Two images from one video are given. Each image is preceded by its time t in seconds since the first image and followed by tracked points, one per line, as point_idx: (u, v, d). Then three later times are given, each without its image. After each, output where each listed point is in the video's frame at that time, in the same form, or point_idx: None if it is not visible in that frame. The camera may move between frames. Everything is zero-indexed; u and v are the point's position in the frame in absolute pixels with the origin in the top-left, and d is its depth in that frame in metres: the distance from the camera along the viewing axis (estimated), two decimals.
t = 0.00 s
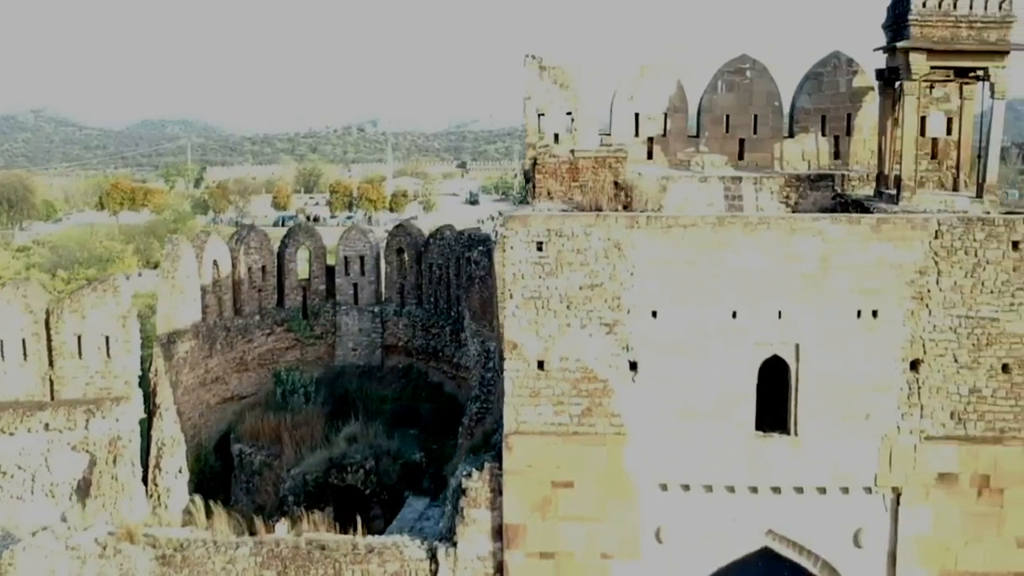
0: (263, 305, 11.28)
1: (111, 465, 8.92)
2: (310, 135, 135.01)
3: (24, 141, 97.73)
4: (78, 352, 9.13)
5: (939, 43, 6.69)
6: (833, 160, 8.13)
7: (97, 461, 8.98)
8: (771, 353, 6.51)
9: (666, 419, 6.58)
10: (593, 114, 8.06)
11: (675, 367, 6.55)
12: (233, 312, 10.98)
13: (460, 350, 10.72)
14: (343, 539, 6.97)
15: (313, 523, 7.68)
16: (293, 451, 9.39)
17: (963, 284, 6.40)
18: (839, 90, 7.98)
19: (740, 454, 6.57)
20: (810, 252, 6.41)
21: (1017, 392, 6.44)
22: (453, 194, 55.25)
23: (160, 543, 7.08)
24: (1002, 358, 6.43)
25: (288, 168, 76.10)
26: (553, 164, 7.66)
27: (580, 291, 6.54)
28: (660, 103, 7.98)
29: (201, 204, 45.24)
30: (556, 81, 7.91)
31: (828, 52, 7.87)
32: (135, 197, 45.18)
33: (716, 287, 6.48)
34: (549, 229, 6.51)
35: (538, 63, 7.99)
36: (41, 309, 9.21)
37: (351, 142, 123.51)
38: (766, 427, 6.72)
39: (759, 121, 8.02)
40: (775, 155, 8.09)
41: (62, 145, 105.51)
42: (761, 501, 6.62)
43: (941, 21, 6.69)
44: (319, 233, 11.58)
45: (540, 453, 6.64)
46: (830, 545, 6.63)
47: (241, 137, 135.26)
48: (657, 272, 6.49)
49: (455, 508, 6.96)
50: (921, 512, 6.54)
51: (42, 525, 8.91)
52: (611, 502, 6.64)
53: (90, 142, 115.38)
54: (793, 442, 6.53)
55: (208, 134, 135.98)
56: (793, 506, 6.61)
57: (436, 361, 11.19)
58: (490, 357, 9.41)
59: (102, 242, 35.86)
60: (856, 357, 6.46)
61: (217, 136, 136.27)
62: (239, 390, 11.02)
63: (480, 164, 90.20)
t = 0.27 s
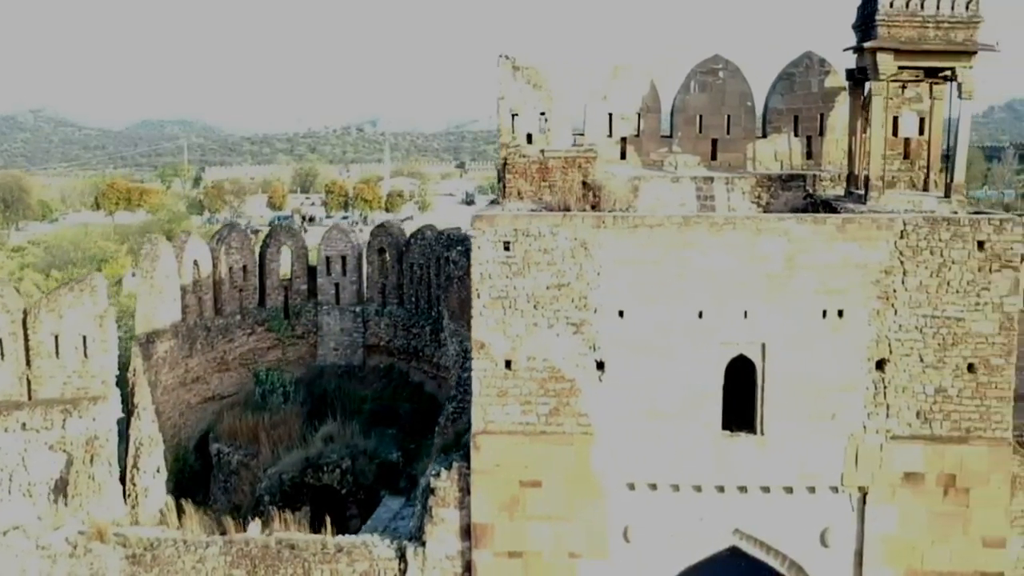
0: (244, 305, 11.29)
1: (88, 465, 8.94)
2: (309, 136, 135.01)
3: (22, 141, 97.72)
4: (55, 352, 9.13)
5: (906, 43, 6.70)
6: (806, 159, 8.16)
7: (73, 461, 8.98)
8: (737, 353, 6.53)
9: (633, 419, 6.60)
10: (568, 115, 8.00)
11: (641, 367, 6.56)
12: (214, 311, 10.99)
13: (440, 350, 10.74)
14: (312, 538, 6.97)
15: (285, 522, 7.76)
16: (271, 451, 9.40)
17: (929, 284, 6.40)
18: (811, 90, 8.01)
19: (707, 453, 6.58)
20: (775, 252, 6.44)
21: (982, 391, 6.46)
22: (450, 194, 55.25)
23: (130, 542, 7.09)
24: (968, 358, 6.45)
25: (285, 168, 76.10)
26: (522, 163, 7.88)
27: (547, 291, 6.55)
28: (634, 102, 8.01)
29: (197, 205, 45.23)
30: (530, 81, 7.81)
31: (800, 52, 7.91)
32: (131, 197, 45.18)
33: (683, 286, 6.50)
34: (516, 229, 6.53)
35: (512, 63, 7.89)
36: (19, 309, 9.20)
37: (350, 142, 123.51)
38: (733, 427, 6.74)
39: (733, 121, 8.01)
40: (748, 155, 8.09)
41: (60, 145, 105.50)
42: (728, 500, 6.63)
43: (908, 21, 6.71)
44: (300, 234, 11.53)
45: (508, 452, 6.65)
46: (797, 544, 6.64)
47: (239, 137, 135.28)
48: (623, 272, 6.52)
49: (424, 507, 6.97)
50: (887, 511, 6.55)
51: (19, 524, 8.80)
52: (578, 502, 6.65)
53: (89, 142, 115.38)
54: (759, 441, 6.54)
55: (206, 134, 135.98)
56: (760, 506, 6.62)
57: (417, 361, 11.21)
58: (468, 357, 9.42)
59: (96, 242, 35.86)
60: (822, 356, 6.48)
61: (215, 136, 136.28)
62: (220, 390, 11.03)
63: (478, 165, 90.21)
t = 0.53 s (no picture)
0: (226, 305, 11.30)
1: (66, 465, 8.90)
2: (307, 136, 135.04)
3: (20, 142, 97.60)
4: (33, 352, 9.14)
5: (874, 43, 6.71)
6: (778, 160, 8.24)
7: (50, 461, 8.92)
8: (704, 353, 6.55)
9: (601, 419, 6.60)
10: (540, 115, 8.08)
11: (609, 367, 6.57)
12: (194, 311, 11.01)
13: (421, 350, 10.76)
14: (282, 538, 6.99)
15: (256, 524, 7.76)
16: (248, 451, 9.43)
17: (894, 284, 6.41)
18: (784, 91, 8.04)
19: (674, 453, 6.60)
20: (741, 252, 6.46)
21: (949, 391, 6.46)
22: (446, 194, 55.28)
23: (101, 542, 7.09)
24: (934, 358, 6.45)
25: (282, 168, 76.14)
26: (493, 164, 8.01)
27: (515, 291, 6.56)
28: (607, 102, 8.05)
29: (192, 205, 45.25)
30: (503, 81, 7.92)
31: (772, 53, 7.94)
32: (126, 197, 45.21)
33: (650, 286, 6.51)
34: (483, 229, 6.53)
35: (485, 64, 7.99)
36: None
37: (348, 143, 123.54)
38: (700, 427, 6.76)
39: (706, 121, 8.05)
40: (721, 155, 8.12)
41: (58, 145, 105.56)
42: (695, 500, 6.65)
43: (875, 22, 6.71)
44: (282, 233, 11.63)
45: (475, 452, 6.66)
46: (764, 544, 6.66)
47: (237, 137, 135.27)
48: (591, 272, 6.51)
49: (393, 507, 6.99)
50: (854, 511, 6.56)
51: None
52: (545, 502, 6.66)
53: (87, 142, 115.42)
54: (726, 441, 6.56)
55: (205, 135, 136.04)
56: (727, 506, 6.64)
57: (398, 361, 11.23)
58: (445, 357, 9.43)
59: (90, 242, 35.88)
60: (788, 357, 6.50)
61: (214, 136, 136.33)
62: (201, 390, 11.05)
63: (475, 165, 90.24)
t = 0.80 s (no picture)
0: (207, 305, 11.31)
1: (42, 465, 8.96)
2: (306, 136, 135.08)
3: (19, 142, 97.65)
4: (10, 352, 9.17)
5: (840, 44, 6.73)
6: (751, 161, 8.26)
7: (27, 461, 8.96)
8: (671, 353, 6.57)
9: (568, 419, 6.62)
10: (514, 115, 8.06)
11: (577, 367, 6.59)
12: (175, 312, 11.03)
13: (401, 351, 10.78)
14: (252, 538, 7.01)
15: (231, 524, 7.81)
16: (226, 450, 9.46)
17: (860, 284, 6.42)
18: (757, 91, 8.06)
19: (641, 453, 6.62)
20: (707, 252, 6.49)
21: (915, 392, 6.47)
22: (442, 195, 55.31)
23: (71, 542, 7.11)
24: (900, 358, 6.46)
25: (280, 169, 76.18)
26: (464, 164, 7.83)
27: (482, 291, 6.56)
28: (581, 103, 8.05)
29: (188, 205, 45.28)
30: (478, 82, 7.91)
31: (745, 54, 7.98)
32: (122, 197, 45.25)
33: (617, 286, 6.53)
34: (450, 229, 6.53)
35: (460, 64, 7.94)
36: None
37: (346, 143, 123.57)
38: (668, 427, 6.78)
39: (678, 122, 8.09)
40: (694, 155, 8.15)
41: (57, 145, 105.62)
42: (662, 499, 6.67)
43: (842, 22, 6.73)
44: (263, 233, 11.51)
45: (443, 452, 6.66)
46: (731, 544, 6.68)
47: (236, 137, 135.29)
48: (558, 272, 6.53)
49: (363, 507, 7.01)
50: (821, 511, 6.57)
51: None
52: (513, 502, 6.67)
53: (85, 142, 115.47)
54: (692, 441, 6.59)
55: (203, 135, 136.10)
56: (694, 506, 6.66)
57: (379, 361, 11.26)
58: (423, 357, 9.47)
59: (85, 243, 35.90)
60: (755, 357, 6.52)
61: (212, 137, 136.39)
62: (183, 390, 11.08)
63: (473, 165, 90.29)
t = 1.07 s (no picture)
0: (188, 305, 11.33)
1: (21, 464, 8.85)
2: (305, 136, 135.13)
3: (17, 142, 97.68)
4: None
5: (808, 44, 6.74)
6: (724, 161, 8.26)
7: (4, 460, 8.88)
8: (638, 352, 6.59)
9: (535, 418, 6.64)
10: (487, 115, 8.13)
11: (544, 366, 6.60)
12: (156, 311, 11.06)
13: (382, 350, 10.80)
14: (222, 537, 7.03)
15: (205, 524, 7.81)
16: (204, 450, 9.49)
17: (825, 284, 6.45)
18: (729, 91, 8.08)
19: (609, 452, 6.64)
20: (674, 252, 6.50)
21: (881, 391, 6.48)
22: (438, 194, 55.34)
23: (42, 541, 7.15)
24: (866, 357, 6.47)
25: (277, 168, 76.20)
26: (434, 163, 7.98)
27: (449, 291, 6.57)
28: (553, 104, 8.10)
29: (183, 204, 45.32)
30: (451, 82, 7.98)
31: (717, 55, 8.00)
32: (118, 197, 45.28)
33: (584, 286, 6.55)
34: (418, 229, 6.54)
35: (433, 65, 8.03)
36: None
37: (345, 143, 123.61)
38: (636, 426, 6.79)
39: (651, 122, 8.13)
40: (667, 155, 8.19)
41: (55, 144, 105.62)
42: (630, 498, 6.69)
43: (809, 23, 6.75)
44: (245, 233, 11.60)
45: (411, 452, 6.67)
46: (698, 542, 6.70)
47: (235, 137, 135.31)
48: (525, 272, 6.54)
49: (333, 506, 7.03)
50: (787, 510, 6.59)
51: None
52: (481, 501, 6.68)
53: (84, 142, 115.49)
54: (659, 440, 6.60)
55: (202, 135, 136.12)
56: (662, 505, 6.68)
57: (361, 361, 11.28)
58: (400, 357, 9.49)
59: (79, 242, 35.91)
60: (721, 357, 6.54)
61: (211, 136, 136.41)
62: (164, 390, 11.09)
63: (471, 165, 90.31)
